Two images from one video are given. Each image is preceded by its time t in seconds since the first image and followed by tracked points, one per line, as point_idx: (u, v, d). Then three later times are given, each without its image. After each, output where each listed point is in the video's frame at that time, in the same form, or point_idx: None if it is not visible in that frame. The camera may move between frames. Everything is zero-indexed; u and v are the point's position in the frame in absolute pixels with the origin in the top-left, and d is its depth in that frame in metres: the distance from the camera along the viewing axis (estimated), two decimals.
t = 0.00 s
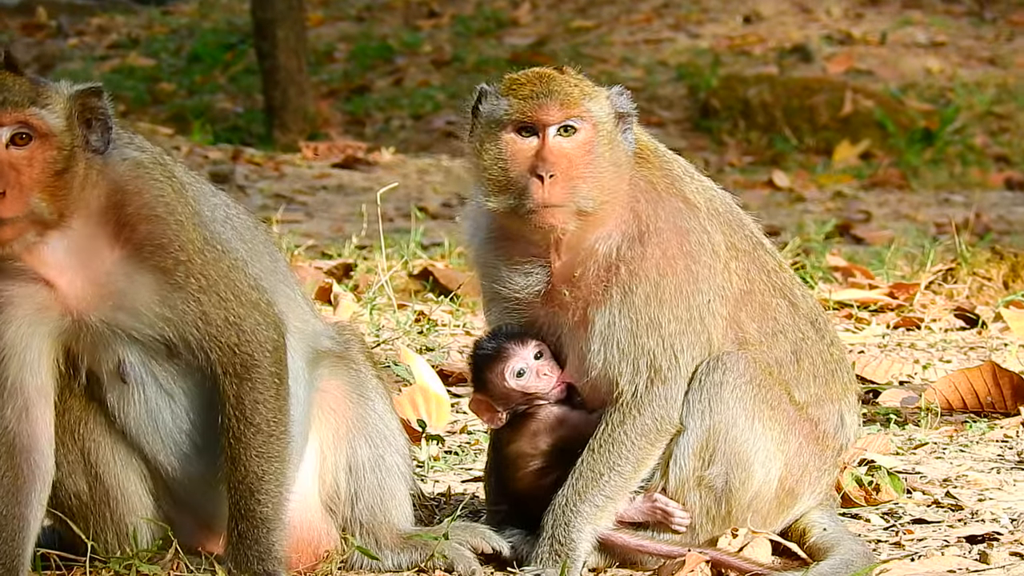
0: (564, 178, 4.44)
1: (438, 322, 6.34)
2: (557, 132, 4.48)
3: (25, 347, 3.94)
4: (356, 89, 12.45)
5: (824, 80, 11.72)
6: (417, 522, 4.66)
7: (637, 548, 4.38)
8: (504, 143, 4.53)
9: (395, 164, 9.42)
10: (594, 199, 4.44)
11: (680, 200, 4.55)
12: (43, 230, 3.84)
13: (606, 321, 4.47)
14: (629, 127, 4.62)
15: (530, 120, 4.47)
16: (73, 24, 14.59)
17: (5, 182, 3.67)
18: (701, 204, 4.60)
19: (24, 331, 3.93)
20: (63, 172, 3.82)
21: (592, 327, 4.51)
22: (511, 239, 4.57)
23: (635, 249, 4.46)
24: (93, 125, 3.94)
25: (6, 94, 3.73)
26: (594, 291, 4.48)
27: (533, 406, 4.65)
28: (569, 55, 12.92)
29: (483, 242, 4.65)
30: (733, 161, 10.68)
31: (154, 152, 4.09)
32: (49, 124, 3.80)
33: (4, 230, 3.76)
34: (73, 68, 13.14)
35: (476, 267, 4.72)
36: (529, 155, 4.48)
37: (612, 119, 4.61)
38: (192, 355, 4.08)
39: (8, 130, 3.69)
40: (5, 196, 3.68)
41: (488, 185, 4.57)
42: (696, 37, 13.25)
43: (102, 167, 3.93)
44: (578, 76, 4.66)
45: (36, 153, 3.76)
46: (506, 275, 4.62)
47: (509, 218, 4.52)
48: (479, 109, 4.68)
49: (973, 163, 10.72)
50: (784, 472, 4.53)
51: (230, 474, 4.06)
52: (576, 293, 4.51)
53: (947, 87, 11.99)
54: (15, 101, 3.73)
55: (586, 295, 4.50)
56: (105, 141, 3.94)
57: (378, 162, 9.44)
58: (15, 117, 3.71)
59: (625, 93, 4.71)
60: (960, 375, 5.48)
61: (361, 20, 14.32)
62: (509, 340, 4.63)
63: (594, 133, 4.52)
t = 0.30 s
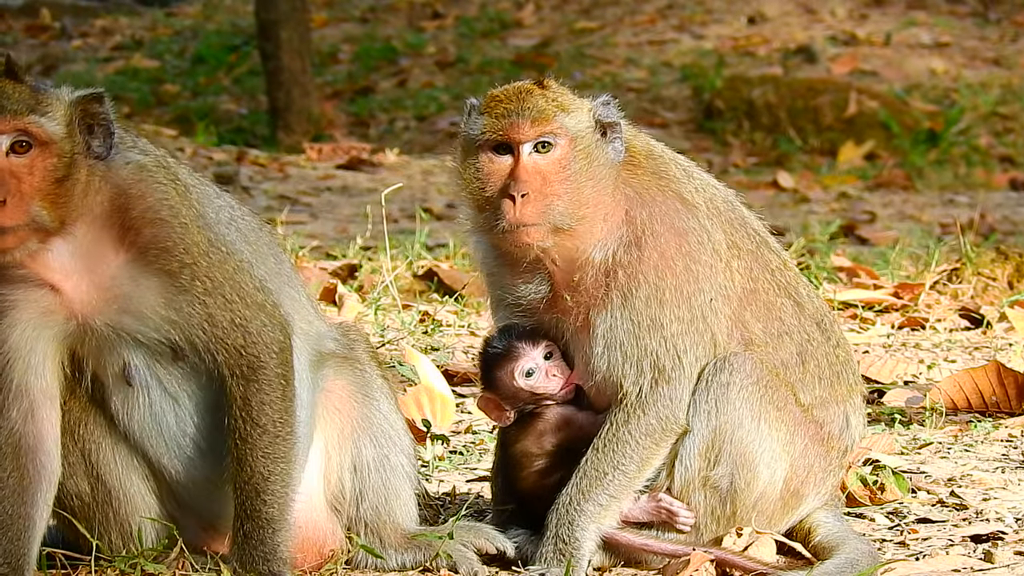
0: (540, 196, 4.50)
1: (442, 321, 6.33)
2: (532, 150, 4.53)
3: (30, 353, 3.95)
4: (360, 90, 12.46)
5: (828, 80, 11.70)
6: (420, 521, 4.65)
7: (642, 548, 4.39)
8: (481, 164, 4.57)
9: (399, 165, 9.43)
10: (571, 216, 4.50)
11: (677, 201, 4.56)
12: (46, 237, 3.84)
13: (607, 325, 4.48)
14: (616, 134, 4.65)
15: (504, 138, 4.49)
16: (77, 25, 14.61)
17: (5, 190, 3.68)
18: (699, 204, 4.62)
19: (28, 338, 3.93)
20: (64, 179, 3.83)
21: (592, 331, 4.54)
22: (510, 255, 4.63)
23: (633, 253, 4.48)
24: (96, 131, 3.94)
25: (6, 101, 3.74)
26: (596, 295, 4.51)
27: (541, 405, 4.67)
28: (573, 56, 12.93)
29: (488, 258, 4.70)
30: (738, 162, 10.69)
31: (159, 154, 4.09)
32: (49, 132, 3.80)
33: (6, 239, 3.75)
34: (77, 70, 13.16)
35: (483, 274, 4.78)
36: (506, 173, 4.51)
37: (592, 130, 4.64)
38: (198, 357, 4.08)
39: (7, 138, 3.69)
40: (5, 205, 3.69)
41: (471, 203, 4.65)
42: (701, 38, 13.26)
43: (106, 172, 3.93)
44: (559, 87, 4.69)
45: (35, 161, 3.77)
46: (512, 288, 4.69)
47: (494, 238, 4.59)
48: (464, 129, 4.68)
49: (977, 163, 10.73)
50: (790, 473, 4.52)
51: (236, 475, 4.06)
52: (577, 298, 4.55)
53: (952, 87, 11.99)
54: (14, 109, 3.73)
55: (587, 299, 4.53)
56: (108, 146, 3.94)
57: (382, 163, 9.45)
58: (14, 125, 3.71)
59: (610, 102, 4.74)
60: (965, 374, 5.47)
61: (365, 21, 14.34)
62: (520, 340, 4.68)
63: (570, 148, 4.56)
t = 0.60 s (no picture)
0: (536, 181, 4.52)
1: (446, 319, 6.33)
2: (530, 137, 4.56)
3: (37, 352, 3.95)
4: (362, 89, 12.47)
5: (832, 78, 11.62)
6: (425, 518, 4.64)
7: (646, 545, 4.39)
8: (479, 151, 4.60)
9: (402, 163, 9.43)
10: (566, 203, 4.52)
11: (680, 197, 4.56)
12: (54, 237, 3.84)
13: (610, 320, 4.49)
14: (619, 128, 4.67)
15: (502, 126, 4.53)
16: (80, 24, 14.62)
17: (13, 190, 3.68)
18: (703, 200, 4.61)
19: (35, 338, 3.93)
20: (71, 180, 3.84)
21: (595, 326, 4.54)
22: (511, 247, 4.69)
23: (634, 248, 4.49)
24: (103, 133, 3.96)
25: (14, 102, 3.75)
26: (599, 290, 4.52)
27: (546, 401, 4.67)
28: (576, 55, 12.94)
29: (491, 249, 4.75)
30: (740, 161, 10.70)
31: (166, 155, 4.10)
32: (57, 133, 3.82)
33: (12, 239, 3.74)
34: (79, 68, 13.19)
35: (488, 270, 4.83)
36: (503, 160, 4.55)
37: (592, 120, 4.67)
38: (204, 357, 4.08)
39: (14, 138, 3.70)
40: (13, 204, 3.68)
41: (469, 188, 4.68)
42: (704, 36, 13.26)
43: (113, 173, 3.94)
44: (563, 80, 4.72)
45: (43, 162, 3.78)
46: (515, 279, 4.72)
47: (493, 225, 4.61)
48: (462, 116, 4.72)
49: (980, 162, 10.75)
50: (795, 470, 4.53)
51: (242, 472, 4.06)
52: (581, 293, 4.56)
53: (955, 86, 12.01)
54: (22, 110, 3.75)
55: (590, 295, 4.54)
56: (116, 148, 3.96)
57: (385, 161, 9.45)
58: (21, 125, 3.72)
59: (615, 96, 4.75)
60: (969, 372, 5.48)
61: (368, 20, 14.36)
62: (525, 336, 4.70)
63: (568, 137, 4.59)
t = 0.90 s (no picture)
0: (556, 162, 4.55)
1: (467, 311, 6.35)
2: (551, 118, 4.59)
3: (64, 339, 3.99)
4: (383, 81, 12.52)
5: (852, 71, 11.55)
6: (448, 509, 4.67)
7: (667, 536, 4.40)
8: (502, 132, 4.65)
9: (423, 155, 9.45)
10: (586, 184, 4.54)
11: (703, 184, 4.56)
12: (91, 223, 3.88)
13: (631, 309, 4.50)
14: (643, 115, 4.67)
15: (524, 106, 4.57)
16: (101, 15, 14.65)
17: (56, 174, 3.76)
18: (724, 188, 4.61)
19: (63, 325, 3.98)
20: (114, 166, 3.90)
21: (616, 314, 4.55)
22: (532, 231, 4.71)
23: (655, 236, 4.49)
24: (143, 120, 4.00)
25: (60, 85, 3.82)
26: (620, 278, 4.53)
27: (565, 393, 4.70)
28: (597, 47, 12.95)
29: (512, 235, 4.77)
30: (761, 153, 10.70)
31: (201, 149, 4.15)
32: (101, 118, 3.88)
33: (53, 223, 3.80)
34: (101, 59, 13.27)
35: (508, 258, 4.84)
36: (525, 140, 4.59)
37: (615, 101, 4.68)
38: (232, 350, 4.11)
39: (60, 123, 3.79)
40: (56, 188, 3.76)
41: (490, 168, 4.73)
42: (725, 29, 13.25)
43: (152, 162, 3.98)
44: (588, 64, 4.75)
45: (86, 147, 3.85)
46: (535, 264, 4.72)
47: (514, 205, 4.64)
48: (485, 97, 4.75)
49: (1003, 154, 10.73)
50: (816, 462, 4.54)
51: (268, 466, 4.07)
52: (603, 280, 4.57)
53: (977, 78, 11.98)
54: (68, 94, 3.82)
55: (612, 283, 4.55)
56: (154, 135, 4.00)
57: (405, 153, 9.47)
58: (68, 110, 3.81)
59: (639, 82, 4.75)
60: (992, 364, 5.51)
61: (388, 11, 14.38)
62: (544, 328, 4.72)
63: (590, 119, 4.61)
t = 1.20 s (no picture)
0: (598, 130, 4.59)
1: (499, 291, 6.39)
2: (595, 88, 4.63)
3: (104, 316, 4.04)
4: (416, 62, 12.85)
5: (884, 55, 11.59)
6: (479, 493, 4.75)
7: (699, 519, 4.47)
8: (543, 100, 4.69)
9: (455, 136, 9.49)
10: (627, 153, 4.58)
11: (737, 165, 4.61)
12: (141, 196, 3.94)
13: (664, 289, 4.54)
14: (682, 92, 4.73)
15: (568, 75, 4.62)
16: None
17: (108, 144, 3.80)
18: (759, 170, 4.66)
19: (103, 302, 4.02)
20: (164, 139, 3.95)
21: (649, 295, 4.59)
22: (568, 203, 4.73)
23: (690, 215, 4.53)
24: (192, 94, 4.09)
25: (113, 57, 3.89)
26: (653, 258, 4.57)
27: (597, 375, 4.77)
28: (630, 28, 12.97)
29: (544, 212, 4.82)
30: (793, 135, 10.71)
31: (241, 133, 4.23)
32: (153, 90, 3.94)
33: (106, 193, 3.85)
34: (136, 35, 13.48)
35: (540, 238, 4.87)
36: (567, 109, 4.63)
37: (657, 74, 4.74)
38: (268, 333, 4.17)
39: (111, 93, 3.84)
40: (108, 158, 3.80)
41: (528, 138, 4.76)
42: (757, 11, 13.24)
43: (199, 139, 4.06)
44: (630, 39, 4.82)
45: (138, 118, 3.90)
46: (565, 240, 4.75)
47: (551, 175, 4.68)
48: (529, 70, 4.82)
49: None
50: (848, 445, 4.63)
51: (305, 451, 4.14)
52: (636, 260, 4.60)
53: (1009, 61, 11.94)
54: (121, 65, 3.88)
55: (645, 262, 4.58)
56: (202, 110, 4.09)
57: (438, 134, 9.51)
58: (119, 81, 3.86)
59: (680, 59, 4.82)
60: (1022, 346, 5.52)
61: None
62: (575, 311, 4.81)
63: (632, 90, 4.66)
